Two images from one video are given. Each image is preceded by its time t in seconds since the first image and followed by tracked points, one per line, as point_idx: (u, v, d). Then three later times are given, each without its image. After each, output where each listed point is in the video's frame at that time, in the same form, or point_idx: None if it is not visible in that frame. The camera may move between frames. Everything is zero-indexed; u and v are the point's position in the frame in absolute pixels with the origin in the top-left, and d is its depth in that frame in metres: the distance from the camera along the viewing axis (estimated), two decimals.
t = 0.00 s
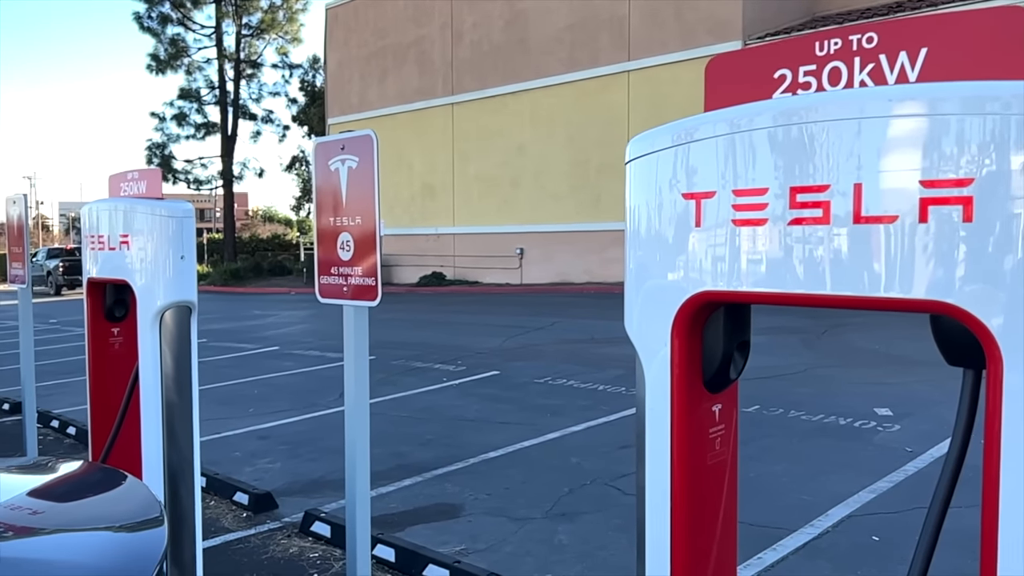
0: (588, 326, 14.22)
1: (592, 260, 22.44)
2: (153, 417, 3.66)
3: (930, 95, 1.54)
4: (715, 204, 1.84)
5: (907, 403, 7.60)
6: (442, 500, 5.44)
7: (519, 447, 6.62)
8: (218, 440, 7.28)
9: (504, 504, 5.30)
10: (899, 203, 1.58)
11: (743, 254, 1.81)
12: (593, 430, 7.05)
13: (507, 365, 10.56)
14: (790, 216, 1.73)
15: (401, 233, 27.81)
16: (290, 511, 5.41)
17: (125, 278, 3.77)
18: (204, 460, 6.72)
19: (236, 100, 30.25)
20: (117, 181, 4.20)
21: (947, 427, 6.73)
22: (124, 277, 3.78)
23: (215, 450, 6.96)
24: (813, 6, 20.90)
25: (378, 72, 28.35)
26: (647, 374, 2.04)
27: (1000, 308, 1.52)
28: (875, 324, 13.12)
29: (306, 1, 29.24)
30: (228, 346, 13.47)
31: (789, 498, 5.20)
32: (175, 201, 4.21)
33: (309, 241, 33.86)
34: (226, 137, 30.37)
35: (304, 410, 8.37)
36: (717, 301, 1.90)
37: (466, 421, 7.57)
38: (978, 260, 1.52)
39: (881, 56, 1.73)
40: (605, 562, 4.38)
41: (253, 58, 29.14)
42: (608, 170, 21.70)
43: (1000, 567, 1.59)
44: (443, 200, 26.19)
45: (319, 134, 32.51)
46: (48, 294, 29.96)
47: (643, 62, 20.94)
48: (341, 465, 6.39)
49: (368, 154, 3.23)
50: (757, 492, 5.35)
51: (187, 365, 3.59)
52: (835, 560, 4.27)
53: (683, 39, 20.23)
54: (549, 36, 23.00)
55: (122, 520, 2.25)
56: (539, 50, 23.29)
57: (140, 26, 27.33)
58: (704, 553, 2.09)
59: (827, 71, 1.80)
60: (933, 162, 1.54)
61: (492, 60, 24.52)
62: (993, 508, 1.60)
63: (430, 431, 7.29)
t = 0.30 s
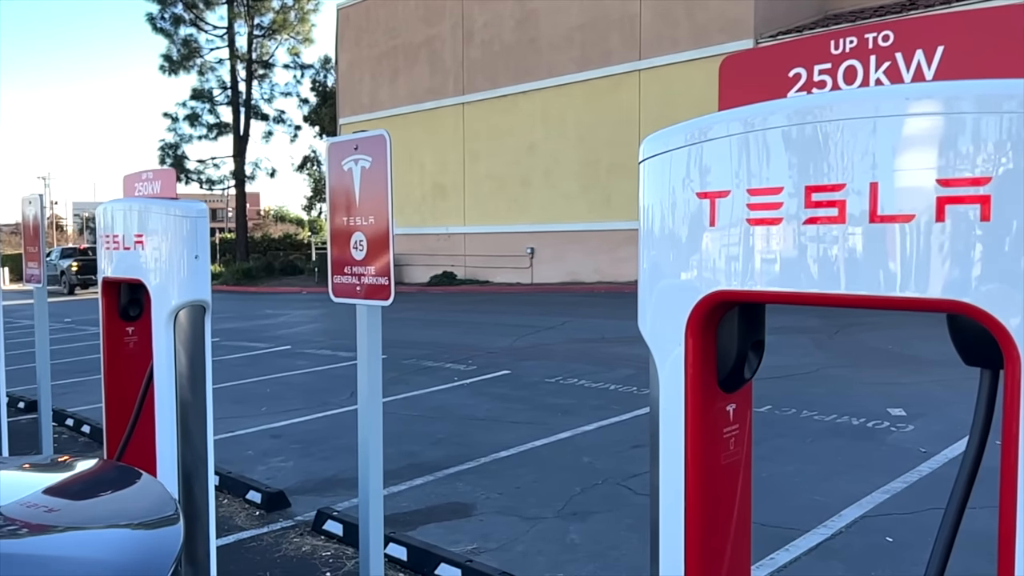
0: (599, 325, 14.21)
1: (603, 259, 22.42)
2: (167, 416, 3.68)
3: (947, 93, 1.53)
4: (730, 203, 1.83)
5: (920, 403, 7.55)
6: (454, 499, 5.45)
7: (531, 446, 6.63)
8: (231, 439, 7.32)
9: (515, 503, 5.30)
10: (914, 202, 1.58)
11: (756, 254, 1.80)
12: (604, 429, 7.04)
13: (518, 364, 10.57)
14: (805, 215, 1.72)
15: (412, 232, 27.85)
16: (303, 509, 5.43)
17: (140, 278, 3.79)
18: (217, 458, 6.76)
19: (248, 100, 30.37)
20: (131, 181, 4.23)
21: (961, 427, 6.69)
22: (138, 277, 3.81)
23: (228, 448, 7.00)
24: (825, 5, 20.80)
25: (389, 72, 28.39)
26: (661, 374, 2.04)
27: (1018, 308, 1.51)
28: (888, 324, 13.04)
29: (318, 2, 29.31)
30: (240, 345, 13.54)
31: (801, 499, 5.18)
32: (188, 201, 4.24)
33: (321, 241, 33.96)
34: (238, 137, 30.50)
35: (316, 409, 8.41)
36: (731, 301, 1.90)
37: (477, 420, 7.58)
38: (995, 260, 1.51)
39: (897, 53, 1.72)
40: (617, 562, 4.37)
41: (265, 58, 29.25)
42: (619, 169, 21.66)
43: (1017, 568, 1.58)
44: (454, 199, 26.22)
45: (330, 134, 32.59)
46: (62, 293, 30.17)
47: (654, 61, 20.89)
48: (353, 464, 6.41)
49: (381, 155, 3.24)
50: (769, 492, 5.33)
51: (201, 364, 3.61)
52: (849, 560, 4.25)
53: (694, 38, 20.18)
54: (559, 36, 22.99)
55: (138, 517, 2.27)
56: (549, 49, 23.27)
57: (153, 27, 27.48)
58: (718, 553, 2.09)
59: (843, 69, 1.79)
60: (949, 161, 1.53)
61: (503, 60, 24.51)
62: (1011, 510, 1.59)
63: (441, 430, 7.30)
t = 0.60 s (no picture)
0: (610, 325, 14.19)
1: (613, 259, 22.40)
2: (180, 415, 3.70)
3: (963, 91, 1.52)
4: (743, 202, 1.83)
5: (934, 403, 7.51)
6: (465, 498, 5.46)
7: (541, 446, 6.63)
8: (243, 437, 7.35)
9: (526, 503, 5.30)
10: (929, 201, 1.57)
11: (769, 253, 1.80)
12: (615, 429, 7.03)
13: (528, 363, 10.57)
14: (819, 215, 1.72)
15: (423, 232, 27.88)
16: (315, 508, 5.45)
17: (153, 277, 3.81)
18: (229, 457, 6.79)
19: (260, 100, 30.47)
20: (145, 181, 4.25)
21: (975, 428, 6.65)
22: (152, 276, 3.83)
23: (240, 447, 7.03)
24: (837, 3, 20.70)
25: (400, 72, 28.43)
26: (674, 373, 2.04)
27: None
28: (902, 324, 12.96)
29: (329, 2, 29.39)
30: (251, 344, 13.59)
31: (814, 499, 5.16)
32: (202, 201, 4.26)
33: (332, 241, 34.05)
34: (249, 137, 30.62)
35: (327, 408, 8.43)
36: (743, 300, 1.89)
37: (488, 420, 7.59)
38: (1012, 259, 1.50)
39: (912, 52, 1.72)
40: (628, 562, 4.37)
41: (276, 58, 29.35)
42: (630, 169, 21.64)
43: None
44: (464, 199, 26.23)
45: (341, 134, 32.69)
46: (74, 293, 30.37)
47: (665, 59, 20.85)
48: (365, 463, 6.43)
49: (393, 154, 3.25)
50: (781, 492, 5.31)
51: (214, 364, 3.63)
52: (861, 561, 4.24)
53: (704, 37, 20.15)
54: (570, 35, 22.97)
55: (154, 515, 2.29)
56: (560, 48, 23.25)
57: (165, 28, 27.65)
58: (732, 553, 2.08)
59: (858, 68, 1.79)
60: (963, 160, 1.52)
61: (514, 59, 24.52)
62: None
63: (451, 429, 7.31)
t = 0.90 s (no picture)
0: (620, 324, 14.16)
1: (624, 258, 22.37)
2: (192, 414, 3.71)
3: (978, 90, 1.51)
4: (756, 201, 1.82)
5: (946, 404, 7.46)
6: (475, 498, 5.46)
7: (552, 445, 6.63)
8: (254, 436, 7.37)
9: (536, 502, 5.30)
10: (944, 200, 1.56)
11: (782, 253, 1.79)
12: (625, 429, 7.03)
13: (538, 363, 10.56)
14: (832, 214, 1.71)
15: (433, 232, 27.91)
16: (325, 507, 5.46)
17: (166, 277, 3.83)
18: (241, 456, 6.82)
19: (270, 100, 30.57)
20: (157, 181, 4.28)
21: (988, 428, 6.61)
22: (164, 275, 3.85)
23: (251, 446, 7.05)
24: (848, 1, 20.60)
25: (409, 72, 28.46)
26: (686, 373, 2.03)
27: None
28: (914, 324, 12.88)
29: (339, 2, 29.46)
30: (263, 343, 13.65)
31: (825, 499, 5.15)
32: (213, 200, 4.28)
33: (342, 240, 34.12)
34: (260, 137, 30.72)
35: (338, 407, 8.46)
36: (756, 300, 1.89)
37: (497, 419, 7.59)
38: None
39: (927, 50, 1.71)
40: (638, 562, 4.36)
41: (287, 58, 29.43)
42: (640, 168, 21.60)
43: None
44: (474, 199, 26.23)
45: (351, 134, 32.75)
46: (86, 292, 30.54)
47: (675, 58, 20.80)
48: (375, 462, 6.44)
49: (405, 154, 3.25)
50: (792, 492, 5.30)
51: (226, 362, 3.64)
52: (873, 561, 4.22)
53: (715, 36, 20.10)
54: (580, 35, 22.95)
55: (166, 513, 2.30)
56: (570, 48, 23.24)
57: (177, 29, 27.77)
58: (744, 553, 2.08)
59: (872, 66, 1.78)
60: (978, 158, 1.51)
61: (523, 59, 24.52)
62: None
63: (462, 428, 7.31)
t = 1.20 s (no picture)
0: (629, 324, 14.14)
1: (633, 258, 22.34)
2: (203, 412, 3.72)
3: (992, 88, 1.50)
4: (769, 200, 1.82)
5: (958, 404, 7.42)
6: (485, 497, 5.46)
7: (561, 444, 6.63)
8: (264, 435, 7.40)
9: (546, 502, 5.30)
10: (959, 199, 1.55)
11: (794, 252, 1.79)
12: (635, 429, 7.02)
13: (548, 362, 10.56)
14: (845, 213, 1.70)
15: (442, 231, 27.94)
16: (335, 506, 5.47)
17: (177, 276, 3.85)
18: (251, 454, 6.85)
19: (280, 100, 30.66)
20: (169, 181, 4.29)
21: (1000, 428, 6.57)
22: (175, 275, 3.87)
23: (262, 445, 7.08)
24: None
25: (418, 72, 28.50)
26: (698, 373, 2.03)
27: None
28: (925, 323, 12.82)
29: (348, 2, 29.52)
30: (272, 342, 13.71)
31: (836, 499, 5.13)
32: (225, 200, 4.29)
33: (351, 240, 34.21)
34: (269, 137, 30.83)
35: (348, 406, 8.48)
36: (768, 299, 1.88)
37: (507, 418, 7.60)
38: None
39: (942, 48, 1.70)
40: (648, 561, 4.36)
41: (296, 59, 29.52)
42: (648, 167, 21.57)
43: None
44: (483, 198, 26.23)
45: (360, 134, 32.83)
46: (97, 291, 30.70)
47: (685, 57, 20.75)
48: (385, 461, 6.45)
49: (415, 153, 3.25)
50: (803, 492, 5.28)
51: (237, 361, 3.65)
52: (884, 562, 4.20)
53: (725, 34, 20.03)
54: (589, 34, 22.92)
55: (179, 511, 2.32)
56: (579, 47, 23.21)
57: (187, 29, 27.90)
58: (756, 553, 2.07)
59: (886, 64, 1.77)
60: (992, 157, 1.50)
61: (532, 58, 24.50)
62: None
63: (471, 428, 7.32)
